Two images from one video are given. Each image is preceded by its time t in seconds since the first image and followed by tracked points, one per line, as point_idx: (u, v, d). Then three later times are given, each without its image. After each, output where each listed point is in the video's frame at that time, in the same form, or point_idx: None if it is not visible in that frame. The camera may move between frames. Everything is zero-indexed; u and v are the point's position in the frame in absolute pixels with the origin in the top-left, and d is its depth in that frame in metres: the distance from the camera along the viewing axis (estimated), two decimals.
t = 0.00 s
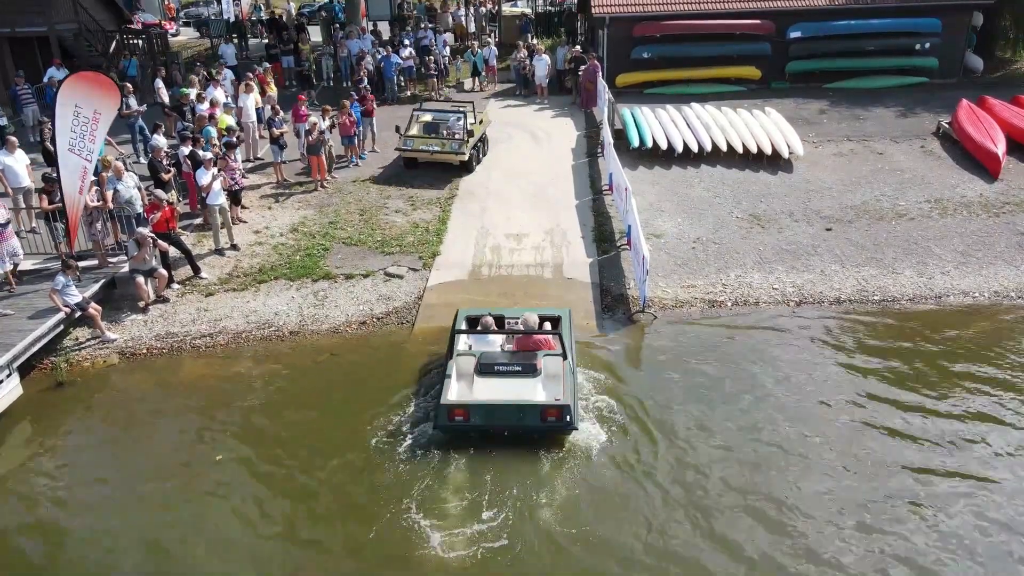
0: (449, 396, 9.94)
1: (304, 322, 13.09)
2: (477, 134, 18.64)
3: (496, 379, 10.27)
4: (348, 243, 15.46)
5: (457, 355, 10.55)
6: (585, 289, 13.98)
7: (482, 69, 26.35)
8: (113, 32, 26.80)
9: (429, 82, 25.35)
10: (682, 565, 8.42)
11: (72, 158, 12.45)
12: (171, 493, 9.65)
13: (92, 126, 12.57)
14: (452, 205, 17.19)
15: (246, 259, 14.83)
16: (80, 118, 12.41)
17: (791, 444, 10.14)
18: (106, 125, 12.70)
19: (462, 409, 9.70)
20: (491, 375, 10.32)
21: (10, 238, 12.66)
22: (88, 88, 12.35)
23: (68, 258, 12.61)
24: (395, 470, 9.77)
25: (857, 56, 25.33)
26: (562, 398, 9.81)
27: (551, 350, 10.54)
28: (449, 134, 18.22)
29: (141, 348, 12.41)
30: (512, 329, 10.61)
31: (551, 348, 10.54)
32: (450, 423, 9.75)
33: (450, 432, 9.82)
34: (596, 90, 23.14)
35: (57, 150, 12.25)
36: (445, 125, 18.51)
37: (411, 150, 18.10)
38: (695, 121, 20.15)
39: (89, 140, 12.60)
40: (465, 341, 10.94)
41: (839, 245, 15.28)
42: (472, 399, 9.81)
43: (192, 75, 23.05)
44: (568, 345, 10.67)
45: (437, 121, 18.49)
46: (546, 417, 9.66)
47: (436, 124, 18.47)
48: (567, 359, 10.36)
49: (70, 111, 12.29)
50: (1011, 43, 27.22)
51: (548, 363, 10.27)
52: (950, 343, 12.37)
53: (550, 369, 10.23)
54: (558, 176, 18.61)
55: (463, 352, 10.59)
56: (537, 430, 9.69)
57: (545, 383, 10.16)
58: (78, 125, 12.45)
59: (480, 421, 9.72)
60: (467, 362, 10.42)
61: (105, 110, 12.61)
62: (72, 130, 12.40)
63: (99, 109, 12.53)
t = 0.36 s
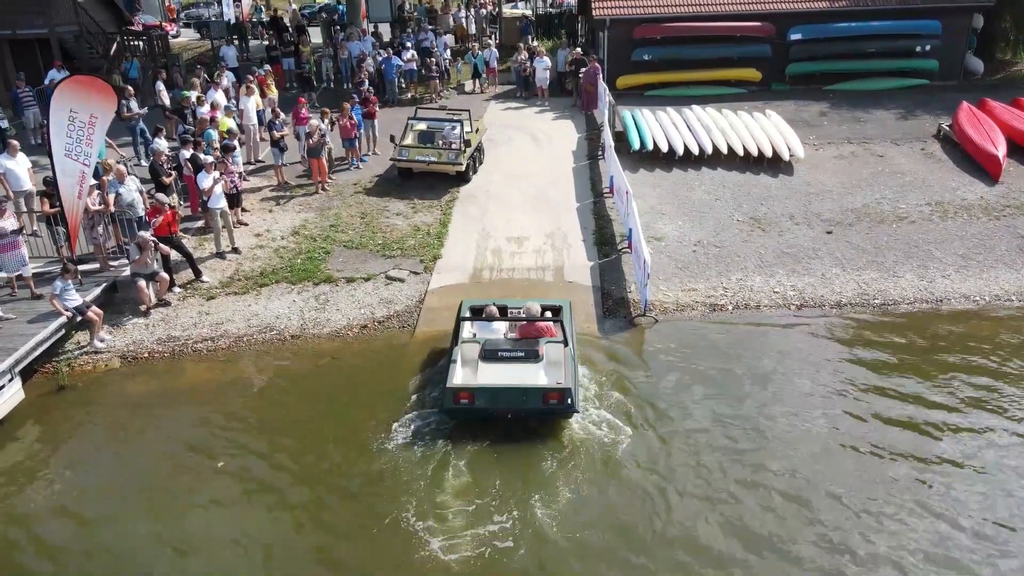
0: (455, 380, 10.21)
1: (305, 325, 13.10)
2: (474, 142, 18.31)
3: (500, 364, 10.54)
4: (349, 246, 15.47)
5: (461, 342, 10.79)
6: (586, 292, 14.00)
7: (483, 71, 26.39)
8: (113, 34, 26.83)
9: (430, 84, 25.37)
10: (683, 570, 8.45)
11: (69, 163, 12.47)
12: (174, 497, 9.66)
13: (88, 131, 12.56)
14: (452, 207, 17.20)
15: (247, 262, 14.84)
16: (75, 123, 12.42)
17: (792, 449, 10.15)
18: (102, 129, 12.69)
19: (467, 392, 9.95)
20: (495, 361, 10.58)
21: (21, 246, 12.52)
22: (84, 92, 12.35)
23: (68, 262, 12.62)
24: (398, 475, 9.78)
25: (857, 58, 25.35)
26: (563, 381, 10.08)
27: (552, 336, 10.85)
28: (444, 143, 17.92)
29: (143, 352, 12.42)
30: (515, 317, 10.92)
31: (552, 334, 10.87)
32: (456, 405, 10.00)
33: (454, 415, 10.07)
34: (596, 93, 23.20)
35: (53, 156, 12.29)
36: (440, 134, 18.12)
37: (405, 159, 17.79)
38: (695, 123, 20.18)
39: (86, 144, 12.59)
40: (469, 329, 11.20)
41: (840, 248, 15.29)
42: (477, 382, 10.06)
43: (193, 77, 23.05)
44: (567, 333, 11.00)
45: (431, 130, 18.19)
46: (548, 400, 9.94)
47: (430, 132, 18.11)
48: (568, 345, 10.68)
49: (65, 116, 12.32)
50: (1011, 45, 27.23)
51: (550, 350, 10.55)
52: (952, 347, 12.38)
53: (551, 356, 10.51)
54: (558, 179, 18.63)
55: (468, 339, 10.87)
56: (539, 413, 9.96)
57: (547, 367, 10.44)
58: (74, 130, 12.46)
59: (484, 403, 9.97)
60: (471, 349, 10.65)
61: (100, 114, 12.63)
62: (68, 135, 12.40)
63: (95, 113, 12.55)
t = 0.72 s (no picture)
0: (458, 365, 10.58)
1: (306, 327, 13.09)
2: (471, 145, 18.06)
3: (502, 350, 10.92)
4: (350, 247, 15.46)
5: (465, 329, 11.19)
6: (587, 294, 13.98)
7: (483, 72, 26.42)
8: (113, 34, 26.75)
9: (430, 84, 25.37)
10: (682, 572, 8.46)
11: (65, 167, 12.47)
12: (173, 501, 9.63)
13: (81, 134, 12.59)
14: (453, 208, 17.20)
15: (247, 264, 14.82)
16: (69, 126, 12.42)
17: (793, 453, 10.14)
18: (95, 131, 12.76)
19: (470, 376, 10.33)
20: (498, 347, 10.95)
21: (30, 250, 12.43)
22: (75, 95, 12.38)
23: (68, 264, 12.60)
24: (399, 478, 9.77)
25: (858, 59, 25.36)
26: (563, 366, 10.47)
27: (552, 325, 11.26)
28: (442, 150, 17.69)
29: (143, 354, 12.40)
30: (516, 305, 11.35)
31: (552, 322, 11.28)
32: (460, 390, 10.39)
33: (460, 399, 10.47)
34: (597, 94, 23.22)
35: (49, 160, 12.26)
36: (437, 139, 17.96)
37: (405, 167, 17.43)
38: (696, 124, 20.17)
39: (80, 147, 12.60)
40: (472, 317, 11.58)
41: (840, 250, 15.28)
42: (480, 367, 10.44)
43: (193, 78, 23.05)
44: (567, 320, 11.43)
45: (427, 138, 17.95)
46: (549, 383, 10.34)
47: (427, 138, 17.92)
48: (567, 333, 11.08)
49: (59, 119, 12.29)
50: (1011, 45, 27.22)
51: (550, 336, 10.94)
52: (953, 349, 12.37)
53: (552, 342, 10.89)
54: (559, 180, 18.61)
55: (471, 326, 11.26)
56: (540, 396, 10.36)
57: (547, 354, 10.80)
58: (68, 133, 12.46)
59: (486, 388, 10.37)
60: (474, 335, 11.04)
61: (92, 116, 12.70)
62: (63, 138, 12.39)
63: (87, 116, 12.61)
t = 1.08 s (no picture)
0: (460, 349, 10.81)
1: (305, 329, 13.09)
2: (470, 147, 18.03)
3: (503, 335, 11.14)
4: (349, 249, 15.46)
5: (466, 315, 11.41)
6: (586, 296, 13.98)
7: (483, 73, 26.44)
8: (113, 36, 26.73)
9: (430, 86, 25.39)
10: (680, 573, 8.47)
11: (65, 168, 12.46)
12: (173, 503, 9.63)
13: (81, 135, 12.61)
14: (452, 210, 17.20)
15: (246, 266, 14.82)
16: (69, 127, 12.43)
17: (792, 454, 10.14)
18: (94, 133, 12.79)
19: (472, 360, 10.57)
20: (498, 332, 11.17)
21: (31, 256, 12.22)
22: (75, 97, 12.41)
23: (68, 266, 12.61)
24: (399, 481, 9.79)
25: (857, 60, 25.37)
26: (561, 351, 10.73)
27: (551, 311, 11.50)
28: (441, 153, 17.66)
29: (142, 356, 12.40)
30: (517, 293, 11.60)
31: (551, 309, 11.52)
32: (461, 372, 10.63)
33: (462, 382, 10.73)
34: (596, 95, 23.24)
35: (50, 161, 12.24)
36: (437, 142, 17.98)
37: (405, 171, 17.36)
38: (695, 125, 20.18)
39: (80, 148, 12.61)
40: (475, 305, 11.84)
41: (839, 252, 15.29)
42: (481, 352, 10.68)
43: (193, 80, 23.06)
44: (566, 309, 11.67)
45: (426, 142, 17.95)
46: (548, 367, 10.59)
47: (425, 141, 17.95)
48: (566, 320, 11.31)
49: (60, 120, 12.29)
50: (1011, 46, 27.24)
51: (550, 324, 11.19)
52: (952, 351, 12.38)
53: (551, 329, 11.12)
54: (558, 182, 18.60)
55: (473, 313, 11.48)
56: (539, 379, 10.62)
57: (546, 340, 11.04)
58: (68, 134, 12.45)
59: (488, 371, 10.61)
60: (476, 322, 11.28)
61: (91, 117, 12.73)
62: (63, 140, 12.38)
63: (86, 118, 12.64)
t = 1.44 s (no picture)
0: (461, 335, 11.30)
1: (304, 331, 13.10)
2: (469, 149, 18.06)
3: (503, 320, 11.58)
4: (348, 250, 15.47)
5: (468, 302, 11.87)
6: (585, 297, 13.99)
7: (482, 74, 26.46)
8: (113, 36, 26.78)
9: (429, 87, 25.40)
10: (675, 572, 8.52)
11: (72, 170, 12.47)
12: (173, 506, 9.64)
13: (89, 137, 12.62)
14: (452, 211, 17.22)
15: (246, 267, 14.83)
16: (77, 129, 12.43)
17: (789, 456, 10.16)
18: (102, 135, 12.80)
19: (472, 344, 11.07)
20: (499, 318, 11.61)
21: (34, 260, 12.15)
22: (85, 100, 12.44)
23: (67, 268, 12.62)
24: (398, 483, 9.81)
25: (856, 61, 25.40)
26: (558, 336, 11.16)
27: (550, 299, 11.90)
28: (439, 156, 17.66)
29: (141, 357, 12.39)
30: (517, 281, 12.03)
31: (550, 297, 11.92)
32: (462, 356, 11.11)
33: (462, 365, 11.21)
34: (595, 96, 23.26)
35: (57, 163, 12.24)
36: (435, 144, 17.99)
37: (404, 174, 17.36)
38: (695, 127, 20.18)
39: (87, 151, 12.63)
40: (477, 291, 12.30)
41: (838, 253, 15.30)
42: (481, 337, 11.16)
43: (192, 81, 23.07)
44: (564, 295, 12.08)
45: (424, 145, 17.95)
46: (545, 352, 11.05)
47: (424, 143, 17.94)
48: (564, 306, 11.72)
49: (68, 123, 12.30)
50: (1010, 47, 27.25)
51: (548, 310, 11.57)
52: (949, 352, 12.40)
53: (549, 315, 11.54)
54: (557, 183, 18.60)
55: (474, 300, 11.94)
56: (538, 364, 11.05)
57: (544, 326, 11.45)
58: (76, 136, 12.47)
59: (488, 355, 11.10)
60: (476, 308, 11.74)
61: (100, 120, 12.74)
62: (71, 141, 12.40)
63: (96, 120, 12.64)
